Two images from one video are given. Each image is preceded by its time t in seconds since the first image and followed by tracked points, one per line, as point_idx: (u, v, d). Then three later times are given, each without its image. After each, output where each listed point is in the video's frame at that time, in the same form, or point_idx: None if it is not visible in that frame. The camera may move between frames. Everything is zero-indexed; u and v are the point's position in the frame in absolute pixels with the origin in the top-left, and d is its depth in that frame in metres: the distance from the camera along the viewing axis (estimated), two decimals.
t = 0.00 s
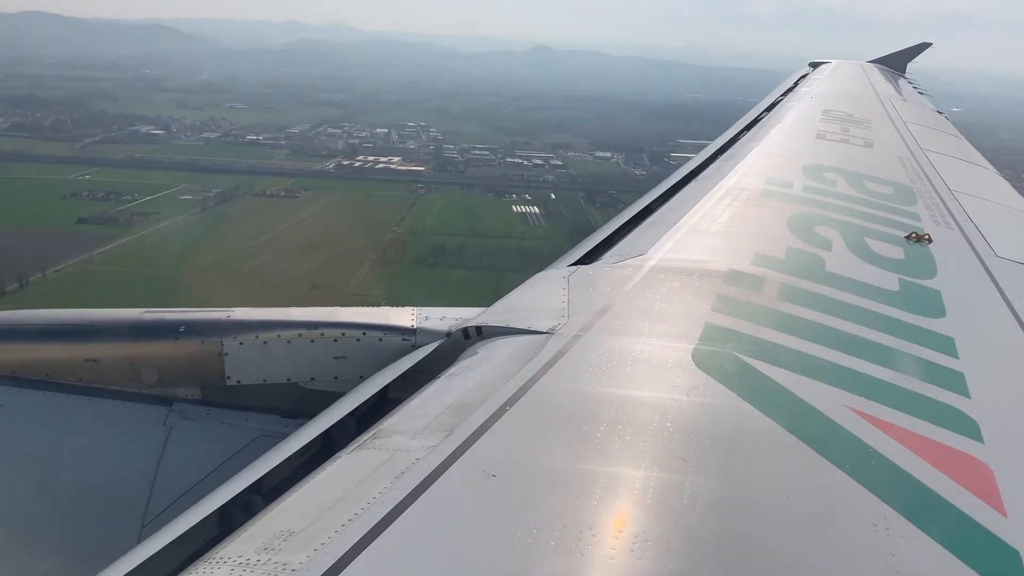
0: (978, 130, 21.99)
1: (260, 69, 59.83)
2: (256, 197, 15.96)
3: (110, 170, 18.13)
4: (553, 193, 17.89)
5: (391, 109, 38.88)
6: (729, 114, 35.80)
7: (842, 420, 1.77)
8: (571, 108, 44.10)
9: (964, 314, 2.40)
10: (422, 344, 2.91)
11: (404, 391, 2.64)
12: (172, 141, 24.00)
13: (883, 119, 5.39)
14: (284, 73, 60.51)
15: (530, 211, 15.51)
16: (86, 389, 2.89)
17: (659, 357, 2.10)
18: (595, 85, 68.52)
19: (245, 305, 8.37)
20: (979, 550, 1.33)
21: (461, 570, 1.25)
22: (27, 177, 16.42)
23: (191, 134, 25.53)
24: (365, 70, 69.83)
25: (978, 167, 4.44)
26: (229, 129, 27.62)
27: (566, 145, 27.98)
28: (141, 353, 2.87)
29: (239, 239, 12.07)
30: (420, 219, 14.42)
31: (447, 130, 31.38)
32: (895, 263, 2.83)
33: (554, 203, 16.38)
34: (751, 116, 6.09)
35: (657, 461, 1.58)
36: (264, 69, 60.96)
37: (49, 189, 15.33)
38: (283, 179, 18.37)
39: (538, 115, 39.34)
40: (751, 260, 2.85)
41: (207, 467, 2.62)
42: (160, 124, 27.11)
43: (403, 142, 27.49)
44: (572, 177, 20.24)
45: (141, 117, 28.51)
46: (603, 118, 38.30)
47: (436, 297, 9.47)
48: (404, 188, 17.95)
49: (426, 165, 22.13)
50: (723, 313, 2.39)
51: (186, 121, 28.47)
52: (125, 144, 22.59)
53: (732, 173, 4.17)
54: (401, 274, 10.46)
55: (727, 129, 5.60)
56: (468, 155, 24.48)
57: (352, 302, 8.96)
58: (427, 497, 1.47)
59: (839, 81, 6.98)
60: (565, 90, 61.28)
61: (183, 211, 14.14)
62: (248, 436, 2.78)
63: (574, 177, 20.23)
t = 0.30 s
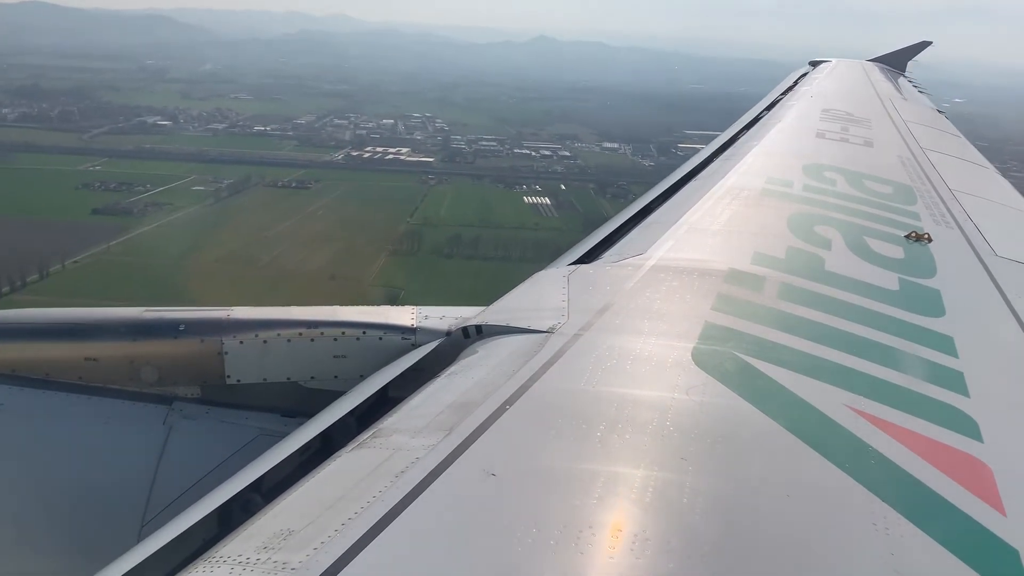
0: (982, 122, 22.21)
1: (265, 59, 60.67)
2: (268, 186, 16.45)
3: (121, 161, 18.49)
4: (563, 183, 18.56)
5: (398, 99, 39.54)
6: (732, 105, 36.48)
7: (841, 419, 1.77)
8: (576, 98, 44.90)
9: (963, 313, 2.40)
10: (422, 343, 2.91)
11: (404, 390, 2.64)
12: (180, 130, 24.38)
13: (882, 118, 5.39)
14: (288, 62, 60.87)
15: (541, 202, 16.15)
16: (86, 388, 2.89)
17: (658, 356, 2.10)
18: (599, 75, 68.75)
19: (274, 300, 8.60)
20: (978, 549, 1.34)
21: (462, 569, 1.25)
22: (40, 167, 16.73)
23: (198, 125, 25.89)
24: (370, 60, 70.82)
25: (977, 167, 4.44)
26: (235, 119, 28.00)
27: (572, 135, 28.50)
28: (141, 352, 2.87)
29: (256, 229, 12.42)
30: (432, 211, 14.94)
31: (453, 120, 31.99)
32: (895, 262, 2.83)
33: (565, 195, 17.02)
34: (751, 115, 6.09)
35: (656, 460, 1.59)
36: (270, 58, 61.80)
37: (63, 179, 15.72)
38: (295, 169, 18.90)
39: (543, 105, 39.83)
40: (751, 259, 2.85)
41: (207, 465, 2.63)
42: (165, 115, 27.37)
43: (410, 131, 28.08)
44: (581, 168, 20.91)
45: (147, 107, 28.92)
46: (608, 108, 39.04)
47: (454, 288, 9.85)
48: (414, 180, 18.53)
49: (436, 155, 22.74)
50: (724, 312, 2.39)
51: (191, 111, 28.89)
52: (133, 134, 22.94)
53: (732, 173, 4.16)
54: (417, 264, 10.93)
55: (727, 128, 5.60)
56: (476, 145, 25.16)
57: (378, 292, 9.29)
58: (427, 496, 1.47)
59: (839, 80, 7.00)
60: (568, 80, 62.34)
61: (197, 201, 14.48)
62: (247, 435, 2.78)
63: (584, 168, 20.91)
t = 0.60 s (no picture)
0: (990, 116, 22.24)
1: (270, 50, 60.73)
2: (278, 179, 16.51)
3: (130, 152, 18.51)
4: (573, 175, 18.64)
5: (405, 91, 39.59)
6: (739, 98, 36.58)
7: (841, 417, 1.77)
8: (581, 90, 45.00)
9: (963, 311, 2.40)
10: (422, 341, 2.90)
11: (403, 389, 2.64)
12: (186, 122, 24.43)
13: (882, 117, 5.38)
14: (293, 53, 60.80)
15: (552, 194, 16.27)
16: (85, 385, 2.89)
17: (658, 354, 2.10)
18: (604, 67, 68.56)
19: (299, 294, 8.67)
20: (975, 547, 1.34)
21: (463, 568, 1.25)
22: (49, 159, 16.76)
23: (204, 116, 25.93)
24: (375, 52, 71.02)
25: (976, 165, 4.43)
26: (241, 111, 28.02)
27: (579, 128, 28.56)
28: (141, 350, 2.86)
29: (269, 222, 12.49)
30: (445, 203, 15.04)
31: (459, 113, 32.04)
32: (894, 260, 2.82)
33: (575, 187, 17.12)
34: (752, 112, 6.08)
35: (655, 458, 1.59)
36: (275, 50, 61.89)
37: (76, 171, 15.79)
38: (304, 161, 18.97)
39: (549, 98, 39.90)
40: (750, 258, 2.86)
41: (207, 463, 2.63)
42: (171, 107, 27.41)
43: (416, 124, 28.11)
44: (590, 160, 21.03)
45: (153, 98, 28.95)
46: (614, 100, 39.10)
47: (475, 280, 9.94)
48: (424, 171, 18.65)
49: (444, 147, 22.82)
50: (722, 310, 2.39)
51: (198, 102, 28.94)
52: (141, 125, 22.96)
53: (732, 171, 4.16)
54: (432, 257, 11.03)
55: (726, 126, 5.59)
56: (483, 138, 25.23)
57: (400, 285, 9.39)
58: (426, 494, 1.47)
59: (839, 78, 7.00)
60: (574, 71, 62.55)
61: (209, 193, 14.53)
62: (247, 434, 2.78)
63: (592, 160, 21.03)
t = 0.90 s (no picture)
0: (999, 111, 22.23)
1: (276, 44, 60.66)
2: (289, 172, 16.54)
3: (139, 146, 18.50)
4: (582, 170, 18.65)
5: (411, 85, 39.56)
6: (746, 92, 36.55)
7: (841, 415, 1.77)
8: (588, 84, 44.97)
9: (963, 309, 2.40)
10: (421, 338, 2.90)
11: (402, 386, 2.64)
12: (193, 116, 24.43)
13: (882, 115, 5.38)
14: (298, 47, 60.68)
15: (563, 188, 16.30)
16: (85, 383, 2.89)
17: (657, 352, 2.10)
18: (609, 61, 68.33)
19: (322, 290, 8.71)
20: (975, 544, 1.34)
21: (463, 566, 1.25)
22: (58, 153, 16.78)
23: (210, 110, 25.92)
24: (380, 46, 70.97)
25: (976, 163, 4.44)
26: (248, 105, 28.01)
27: (586, 122, 28.55)
28: (140, 348, 2.86)
29: (284, 216, 12.50)
30: (456, 198, 15.07)
31: (465, 107, 32.01)
32: (894, 258, 2.83)
33: (585, 181, 17.15)
34: (751, 110, 6.07)
35: (655, 456, 1.58)
36: (281, 44, 61.82)
37: (89, 165, 15.82)
38: (312, 155, 18.98)
39: (555, 92, 39.87)
40: (749, 255, 2.85)
41: (207, 461, 2.63)
42: (177, 100, 27.40)
43: (422, 118, 28.09)
44: (598, 154, 21.04)
45: (159, 92, 28.95)
46: (622, 94, 39.06)
47: (493, 274, 9.98)
48: (434, 166, 18.68)
49: (451, 141, 22.83)
50: (722, 308, 2.39)
51: (204, 96, 28.92)
52: (148, 119, 22.93)
53: (732, 169, 4.15)
54: (448, 250, 11.08)
55: (727, 124, 5.58)
56: (490, 132, 25.23)
57: (420, 279, 9.47)
58: (425, 492, 1.47)
59: (839, 76, 6.99)
60: (580, 65, 62.55)
61: (221, 187, 14.56)
62: (246, 431, 2.78)
63: (600, 154, 21.03)
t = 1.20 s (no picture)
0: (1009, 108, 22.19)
1: (281, 41, 60.58)
2: (300, 169, 16.56)
3: (148, 142, 18.51)
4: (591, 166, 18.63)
5: (417, 82, 39.52)
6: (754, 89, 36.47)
7: (840, 413, 1.78)
8: (594, 80, 44.93)
9: (962, 308, 2.40)
10: (421, 336, 2.90)
11: (402, 385, 2.64)
12: (199, 112, 24.41)
13: (881, 113, 5.37)
14: (304, 44, 60.59)
15: (573, 185, 16.30)
16: (84, 381, 2.89)
17: (657, 350, 2.10)
18: (617, 57, 68.13)
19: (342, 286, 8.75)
20: (973, 542, 1.35)
21: (463, 564, 1.25)
22: (68, 149, 16.79)
23: (217, 106, 25.90)
24: (385, 43, 70.92)
25: (975, 161, 4.44)
26: (254, 101, 27.99)
27: (591, 119, 28.51)
28: (139, 346, 2.86)
29: (296, 213, 12.52)
30: (468, 194, 15.09)
31: (470, 104, 31.97)
32: (894, 256, 2.83)
33: (595, 178, 17.14)
34: (751, 108, 6.07)
35: (654, 454, 1.59)
36: (287, 40, 61.76)
37: (101, 161, 15.83)
38: (321, 152, 18.97)
39: (562, 88, 39.83)
40: (749, 253, 2.86)
41: (207, 460, 2.63)
42: (183, 96, 27.39)
43: (428, 114, 28.06)
44: (605, 151, 21.01)
45: (165, 88, 28.93)
46: (628, 91, 39.00)
47: (511, 270, 9.99)
48: (443, 162, 18.69)
49: (459, 138, 22.81)
50: (720, 306, 2.39)
51: (210, 92, 28.90)
52: (156, 116, 22.93)
53: (733, 166, 4.15)
54: (462, 246, 11.10)
55: (727, 122, 5.58)
56: (497, 129, 25.22)
57: (437, 275, 9.51)
58: (425, 490, 1.47)
59: (840, 74, 6.99)
60: (586, 62, 62.51)
61: (233, 183, 14.58)
62: (246, 430, 2.78)
63: (608, 151, 21.01)
